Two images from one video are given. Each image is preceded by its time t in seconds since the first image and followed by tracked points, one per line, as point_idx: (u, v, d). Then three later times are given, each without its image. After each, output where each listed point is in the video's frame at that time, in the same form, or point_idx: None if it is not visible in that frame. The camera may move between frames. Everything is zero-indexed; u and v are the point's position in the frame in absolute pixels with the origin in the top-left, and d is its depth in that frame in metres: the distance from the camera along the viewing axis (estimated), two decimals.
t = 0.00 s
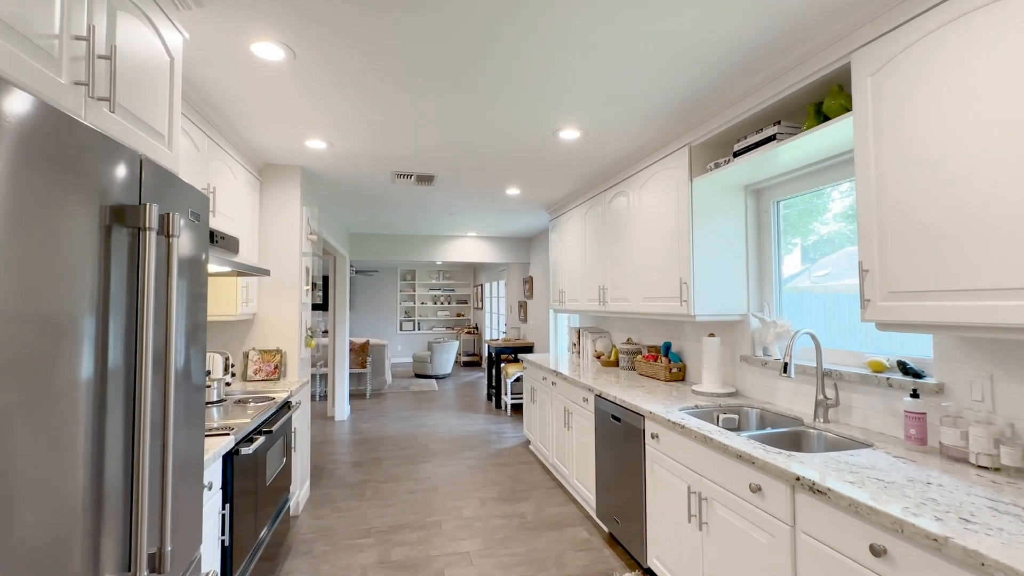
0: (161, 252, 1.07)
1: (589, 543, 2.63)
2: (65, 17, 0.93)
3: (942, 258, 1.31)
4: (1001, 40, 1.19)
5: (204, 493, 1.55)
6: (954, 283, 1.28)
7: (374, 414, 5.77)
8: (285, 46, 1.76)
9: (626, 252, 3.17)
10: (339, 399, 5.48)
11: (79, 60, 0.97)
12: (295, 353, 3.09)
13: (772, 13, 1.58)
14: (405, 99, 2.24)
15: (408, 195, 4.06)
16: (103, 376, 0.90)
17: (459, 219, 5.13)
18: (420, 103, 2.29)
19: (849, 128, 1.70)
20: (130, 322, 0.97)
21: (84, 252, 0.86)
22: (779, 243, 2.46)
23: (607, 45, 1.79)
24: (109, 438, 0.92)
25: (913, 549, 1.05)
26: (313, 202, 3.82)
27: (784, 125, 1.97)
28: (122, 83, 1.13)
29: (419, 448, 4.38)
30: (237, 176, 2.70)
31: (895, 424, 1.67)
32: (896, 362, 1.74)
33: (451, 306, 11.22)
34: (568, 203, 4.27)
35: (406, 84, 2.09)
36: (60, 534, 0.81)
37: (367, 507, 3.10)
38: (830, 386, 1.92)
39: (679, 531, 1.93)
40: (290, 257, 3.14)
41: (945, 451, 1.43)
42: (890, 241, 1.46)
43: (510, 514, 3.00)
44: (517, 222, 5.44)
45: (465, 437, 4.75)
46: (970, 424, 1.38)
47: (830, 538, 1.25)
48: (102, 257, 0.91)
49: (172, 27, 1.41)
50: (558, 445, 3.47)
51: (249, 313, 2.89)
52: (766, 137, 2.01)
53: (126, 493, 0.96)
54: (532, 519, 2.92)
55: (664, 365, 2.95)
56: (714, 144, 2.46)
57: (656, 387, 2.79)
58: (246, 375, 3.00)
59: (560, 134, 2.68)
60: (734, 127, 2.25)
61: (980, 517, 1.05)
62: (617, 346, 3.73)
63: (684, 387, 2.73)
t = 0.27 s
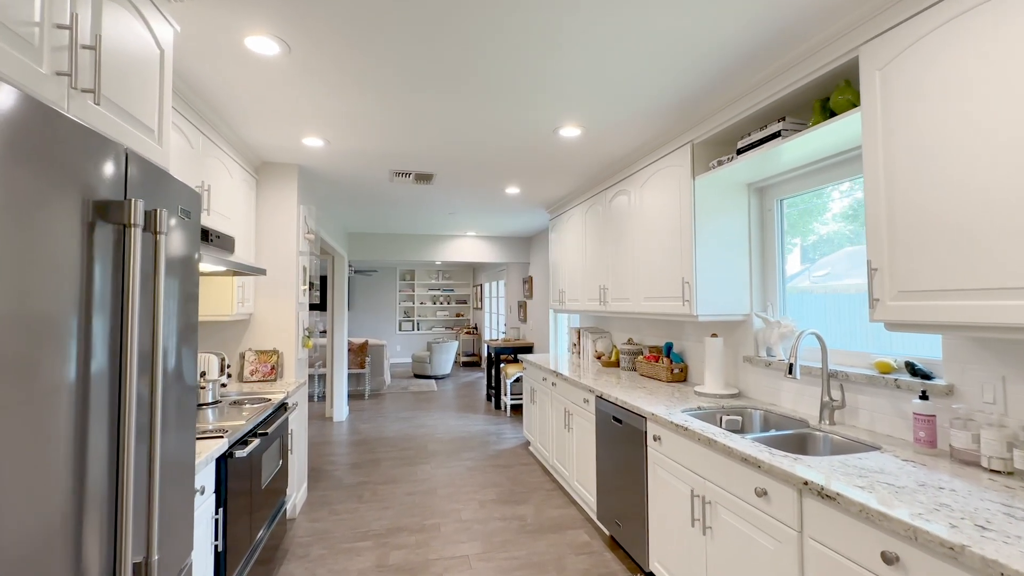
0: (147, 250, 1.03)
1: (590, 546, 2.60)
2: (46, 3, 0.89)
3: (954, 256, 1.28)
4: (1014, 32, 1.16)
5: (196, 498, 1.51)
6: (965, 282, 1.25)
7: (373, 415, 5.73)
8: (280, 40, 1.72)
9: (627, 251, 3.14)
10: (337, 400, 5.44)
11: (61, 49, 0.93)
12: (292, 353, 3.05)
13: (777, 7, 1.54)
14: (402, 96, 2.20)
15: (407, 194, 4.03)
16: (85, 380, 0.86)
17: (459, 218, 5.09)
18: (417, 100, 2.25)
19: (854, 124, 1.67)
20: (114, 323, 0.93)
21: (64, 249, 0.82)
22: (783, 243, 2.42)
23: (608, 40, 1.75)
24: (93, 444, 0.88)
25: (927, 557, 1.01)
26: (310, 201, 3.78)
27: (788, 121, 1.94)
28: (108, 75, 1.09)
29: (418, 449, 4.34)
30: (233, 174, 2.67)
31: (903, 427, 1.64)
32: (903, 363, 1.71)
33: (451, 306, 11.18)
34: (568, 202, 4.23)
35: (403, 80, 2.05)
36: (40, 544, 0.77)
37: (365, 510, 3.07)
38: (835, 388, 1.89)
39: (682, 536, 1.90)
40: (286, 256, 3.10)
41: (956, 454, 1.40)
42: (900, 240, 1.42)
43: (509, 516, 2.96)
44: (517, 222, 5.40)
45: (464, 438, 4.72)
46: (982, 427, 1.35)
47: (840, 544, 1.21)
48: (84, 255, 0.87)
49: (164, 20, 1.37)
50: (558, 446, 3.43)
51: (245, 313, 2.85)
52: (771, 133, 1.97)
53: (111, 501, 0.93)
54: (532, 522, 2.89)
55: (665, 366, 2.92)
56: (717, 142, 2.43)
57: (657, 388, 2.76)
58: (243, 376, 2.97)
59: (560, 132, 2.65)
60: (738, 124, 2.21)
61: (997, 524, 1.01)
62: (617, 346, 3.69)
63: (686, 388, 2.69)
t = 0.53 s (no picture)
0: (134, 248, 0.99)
1: (591, 549, 2.56)
2: None
3: (967, 254, 1.24)
4: None
5: (187, 503, 1.47)
6: (977, 281, 1.22)
7: (372, 416, 5.69)
8: (274, 34, 1.68)
9: (628, 250, 3.10)
10: (335, 401, 5.40)
11: (42, 36, 0.89)
12: (289, 354, 3.01)
13: None
14: (400, 92, 2.17)
15: (405, 193, 3.98)
16: (65, 382, 0.82)
17: (458, 217, 5.04)
18: (416, 97, 2.21)
19: (863, 120, 1.63)
20: (97, 324, 0.90)
21: (45, 245, 0.78)
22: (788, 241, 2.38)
23: (610, 35, 1.71)
24: (74, 450, 0.84)
25: (944, 567, 0.98)
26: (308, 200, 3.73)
27: (794, 117, 1.89)
28: (95, 65, 1.05)
29: (417, 451, 4.30)
30: (229, 172, 2.62)
31: (912, 429, 1.60)
32: (912, 364, 1.68)
33: (450, 306, 11.14)
34: (568, 201, 4.20)
35: (400, 76, 2.02)
36: (17, 556, 0.73)
37: (363, 512, 3.03)
38: (842, 389, 1.85)
39: (686, 540, 1.86)
40: (283, 255, 3.06)
41: (967, 458, 1.36)
42: (911, 238, 1.38)
43: (510, 519, 2.92)
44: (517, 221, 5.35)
45: (464, 439, 4.68)
46: (995, 429, 1.31)
47: (850, 552, 1.18)
48: (67, 253, 0.83)
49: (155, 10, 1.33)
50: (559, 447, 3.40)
51: (241, 313, 2.81)
52: (776, 130, 1.93)
53: (95, 509, 0.89)
54: (532, 524, 2.85)
55: (667, 367, 2.88)
56: (721, 139, 2.39)
57: (659, 389, 2.72)
58: (239, 377, 2.93)
59: (561, 129, 2.61)
60: (742, 121, 2.18)
61: (1015, 532, 0.98)
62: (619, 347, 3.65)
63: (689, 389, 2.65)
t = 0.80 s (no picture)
0: (118, 244, 0.95)
1: (593, 553, 2.52)
2: None
3: (981, 252, 1.21)
4: None
5: (177, 509, 1.43)
6: (994, 280, 1.18)
7: (370, 416, 5.65)
8: (269, 26, 1.64)
9: (630, 249, 3.06)
10: (334, 401, 5.36)
11: (22, 22, 0.85)
12: (286, 354, 2.97)
13: None
14: (398, 90, 2.14)
15: (404, 191, 3.94)
16: (42, 385, 0.78)
17: (458, 216, 5.00)
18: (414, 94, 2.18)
19: (871, 115, 1.60)
20: (80, 323, 0.86)
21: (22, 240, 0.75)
22: (792, 240, 2.35)
23: (612, 31, 1.69)
24: (53, 456, 0.81)
25: None
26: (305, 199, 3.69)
27: (801, 113, 1.85)
28: (80, 54, 1.01)
29: (416, 452, 4.26)
30: (224, 169, 2.58)
31: (921, 432, 1.57)
32: (922, 365, 1.64)
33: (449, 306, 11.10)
34: (569, 200, 4.16)
35: (399, 74, 1.99)
36: None
37: (361, 515, 2.99)
38: (849, 390, 1.82)
39: (689, 545, 1.82)
40: (280, 254, 3.02)
41: (980, 462, 1.32)
42: (924, 235, 1.34)
43: (510, 521, 2.89)
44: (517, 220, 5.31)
45: (463, 439, 4.64)
46: (1010, 433, 1.27)
47: (861, 559, 1.14)
48: (45, 251, 0.79)
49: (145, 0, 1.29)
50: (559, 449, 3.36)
51: (237, 313, 2.77)
52: (782, 125, 1.89)
53: (77, 517, 0.85)
54: (532, 527, 2.81)
55: (670, 367, 2.84)
56: (724, 135, 2.36)
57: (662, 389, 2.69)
58: (235, 378, 2.89)
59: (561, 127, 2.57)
60: (746, 117, 2.14)
61: None
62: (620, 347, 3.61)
63: (691, 390, 2.61)
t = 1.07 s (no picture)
0: (102, 240, 0.92)
1: (594, 556, 2.49)
2: None
3: (997, 249, 1.17)
4: None
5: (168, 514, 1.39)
6: (1011, 278, 1.14)
7: (369, 417, 5.61)
8: (265, 19, 1.60)
9: (632, 248, 3.03)
10: (332, 402, 5.32)
11: None
12: (283, 354, 2.93)
13: None
14: (397, 89, 2.12)
15: (404, 190, 3.90)
16: (21, 386, 0.75)
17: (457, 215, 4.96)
18: (413, 93, 2.16)
19: (881, 110, 1.57)
20: (61, 321, 0.82)
21: None
22: (796, 239, 2.32)
23: (616, 26, 1.64)
24: (33, 459, 0.77)
25: None
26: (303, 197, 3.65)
27: (808, 108, 1.81)
28: (64, 43, 0.97)
29: (415, 453, 4.22)
30: (219, 166, 2.54)
31: (932, 434, 1.53)
32: (932, 366, 1.60)
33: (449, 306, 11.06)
34: (569, 199, 4.12)
35: (398, 72, 1.97)
36: None
37: (359, 517, 2.95)
38: (857, 391, 1.78)
39: (694, 549, 1.79)
40: (278, 253, 2.98)
41: (995, 465, 1.29)
42: (937, 232, 1.30)
43: (510, 524, 2.85)
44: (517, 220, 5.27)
45: (463, 440, 4.60)
46: None
47: (875, 567, 1.11)
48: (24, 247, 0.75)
49: None
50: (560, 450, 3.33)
51: (233, 312, 2.73)
52: (788, 121, 1.85)
53: (59, 523, 0.81)
54: (533, 530, 2.77)
55: (672, 367, 2.81)
56: (728, 132, 2.32)
57: (664, 390, 2.65)
58: (232, 378, 2.85)
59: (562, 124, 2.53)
60: (751, 112, 2.10)
61: None
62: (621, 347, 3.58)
63: (694, 391, 2.58)
